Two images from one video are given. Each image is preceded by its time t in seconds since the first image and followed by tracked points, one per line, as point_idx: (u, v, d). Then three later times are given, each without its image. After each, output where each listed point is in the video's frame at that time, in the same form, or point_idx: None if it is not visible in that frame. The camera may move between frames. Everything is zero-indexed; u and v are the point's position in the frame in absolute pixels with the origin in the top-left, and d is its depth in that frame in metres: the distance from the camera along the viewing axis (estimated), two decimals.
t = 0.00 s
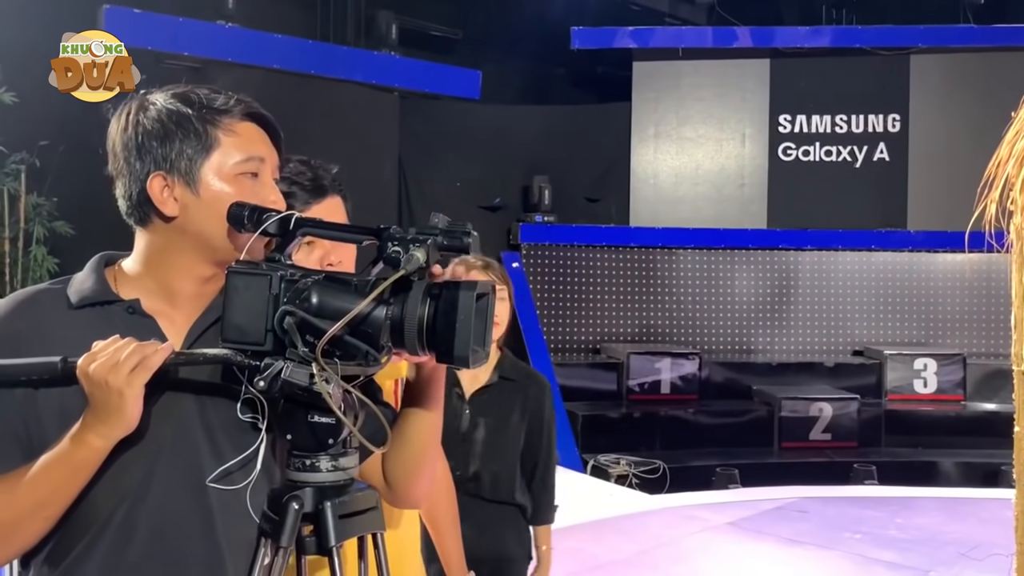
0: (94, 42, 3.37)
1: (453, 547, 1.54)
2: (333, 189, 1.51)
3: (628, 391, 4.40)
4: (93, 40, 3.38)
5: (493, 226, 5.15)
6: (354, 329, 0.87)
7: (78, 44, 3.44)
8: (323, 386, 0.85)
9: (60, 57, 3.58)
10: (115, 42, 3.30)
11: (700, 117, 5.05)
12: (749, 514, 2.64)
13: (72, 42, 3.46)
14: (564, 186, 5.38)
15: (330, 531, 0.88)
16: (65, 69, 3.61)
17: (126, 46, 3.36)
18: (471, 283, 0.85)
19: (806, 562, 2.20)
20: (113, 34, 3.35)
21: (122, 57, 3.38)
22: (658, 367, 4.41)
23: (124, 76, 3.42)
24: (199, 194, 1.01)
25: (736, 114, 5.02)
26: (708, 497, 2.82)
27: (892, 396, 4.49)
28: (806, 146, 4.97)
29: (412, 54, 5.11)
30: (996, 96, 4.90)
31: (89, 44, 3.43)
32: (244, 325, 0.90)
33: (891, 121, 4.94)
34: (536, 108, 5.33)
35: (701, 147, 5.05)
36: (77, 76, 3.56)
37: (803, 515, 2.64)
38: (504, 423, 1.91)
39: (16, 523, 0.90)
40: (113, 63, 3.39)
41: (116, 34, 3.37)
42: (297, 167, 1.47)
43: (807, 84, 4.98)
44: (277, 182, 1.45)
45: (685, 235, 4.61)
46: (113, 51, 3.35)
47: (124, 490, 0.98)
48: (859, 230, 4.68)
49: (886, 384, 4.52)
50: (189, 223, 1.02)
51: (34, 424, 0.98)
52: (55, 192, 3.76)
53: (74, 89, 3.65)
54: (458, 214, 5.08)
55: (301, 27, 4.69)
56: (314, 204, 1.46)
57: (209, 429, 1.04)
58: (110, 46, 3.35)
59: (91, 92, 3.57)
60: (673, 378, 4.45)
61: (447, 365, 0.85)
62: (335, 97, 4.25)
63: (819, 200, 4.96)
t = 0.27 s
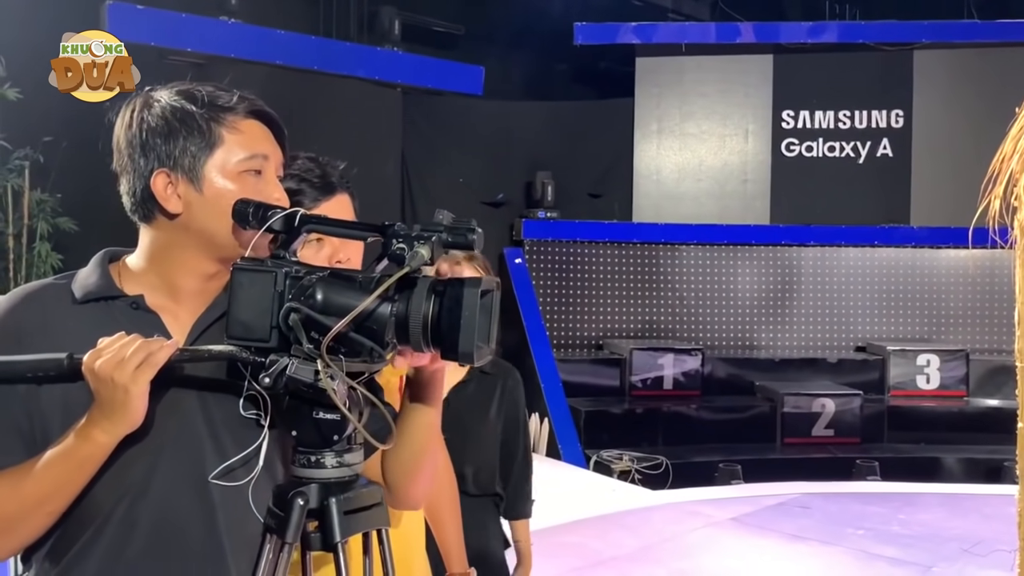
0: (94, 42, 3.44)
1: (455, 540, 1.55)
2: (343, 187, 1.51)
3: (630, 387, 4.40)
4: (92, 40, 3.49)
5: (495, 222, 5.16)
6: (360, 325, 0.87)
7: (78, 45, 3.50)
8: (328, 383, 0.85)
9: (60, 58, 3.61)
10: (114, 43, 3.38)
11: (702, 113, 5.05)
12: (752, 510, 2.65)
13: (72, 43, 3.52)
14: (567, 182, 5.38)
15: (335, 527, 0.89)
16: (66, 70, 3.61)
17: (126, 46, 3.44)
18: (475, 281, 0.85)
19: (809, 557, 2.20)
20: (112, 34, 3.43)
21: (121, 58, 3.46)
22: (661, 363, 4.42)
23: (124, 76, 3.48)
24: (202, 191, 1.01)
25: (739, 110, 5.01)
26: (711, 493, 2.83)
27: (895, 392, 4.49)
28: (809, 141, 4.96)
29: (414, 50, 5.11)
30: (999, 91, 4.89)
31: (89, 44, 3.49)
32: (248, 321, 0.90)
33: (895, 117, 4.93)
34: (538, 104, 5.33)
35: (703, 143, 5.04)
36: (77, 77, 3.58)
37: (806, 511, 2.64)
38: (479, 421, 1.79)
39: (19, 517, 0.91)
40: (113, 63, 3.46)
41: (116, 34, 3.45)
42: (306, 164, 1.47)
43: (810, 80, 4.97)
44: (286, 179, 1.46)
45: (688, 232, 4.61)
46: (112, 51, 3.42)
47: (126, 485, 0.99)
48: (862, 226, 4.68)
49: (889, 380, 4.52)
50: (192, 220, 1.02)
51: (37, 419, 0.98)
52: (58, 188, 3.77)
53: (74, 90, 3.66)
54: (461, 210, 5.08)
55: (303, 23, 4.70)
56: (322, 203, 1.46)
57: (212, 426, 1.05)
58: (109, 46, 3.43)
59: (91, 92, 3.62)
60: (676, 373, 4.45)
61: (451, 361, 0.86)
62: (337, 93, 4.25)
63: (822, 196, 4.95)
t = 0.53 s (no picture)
0: (94, 42, 3.61)
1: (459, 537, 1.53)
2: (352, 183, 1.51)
3: (632, 383, 4.42)
4: (91, 39, 3.67)
5: (498, 218, 5.16)
6: (365, 321, 0.87)
7: (78, 44, 3.65)
8: (333, 377, 0.86)
9: (60, 58, 3.68)
10: (115, 42, 3.57)
11: (705, 109, 5.05)
12: (754, 506, 2.65)
13: (71, 43, 3.66)
14: (569, 178, 5.38)
15: (340, 522, 0.89)
16: (66, 69, 3.68)
17: (125, 46, 3.57)
18: (480, 277, 0.85)
19: (811, 554, 2.20)
20: (112, 35, 3.60)
21: (122, 57, 3.54)
22: (663, 360, 4.43)
23: (123, 75, 3.56)
24: (200, 187, 1.01)
25: (741, 106, 5.01)
26: (714, 489, 2.83)
27: (897, 389, 4.49)
28: (813, 138, 4.95)
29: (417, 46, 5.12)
30: (1003, 88, 4.88)
31: (89, 45, 3.64)
32: (254, 317, 0.90)
33: (898, 113, 4.92)
34: (540, 100, 5.33)
35: (706, 139, 5.04)
36: (77, 77, 3.66)
37: (809, 508, 2.64)
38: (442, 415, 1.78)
39: (23, 511, 0.91)
40: (112, 63, 3.55)
41: (116, 35, 3.62)
42: (315, 160, 1.48)
43: (813, 76, 4.96)
44: (294, 175, 1.46)
45: (690, 227, 4.60)
46: (112, 51, 3.55)
47: (128, 481, 0.99)
48: (864, 222, 4.67)
49: (891, 377, 4.52)
50: (191, 216, 1.02)
51: (40, 414, 0.99)
52: (61, 184, 3.77)
53: (75, 90, 3.72)
54: (464, 206, 5.09)
55: (305, 20, 4.72)
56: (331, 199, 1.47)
57: (214, 422, 1.05)
58: (109, 47, 3.58)
59: (91, 93, 3.68)
60: (679, 370, 4.46)
61: (456, 357, 0.85)
62: (338, 90, 4.26)
63: (825, 192, 4.95)
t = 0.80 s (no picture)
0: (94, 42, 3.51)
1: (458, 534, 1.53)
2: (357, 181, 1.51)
3: (632, 382, 4.43)
4: (91, 40, 3.55)
5: (498, 217, 5.16)
6: (365, 320, 0.88)
7: (77, 45, 3.54)
8: (334, 376, 0.85)
9: (60, 57, 3.63)
10: (114, 43, 3.52)
11: (706, 109, 5.04)
12: (754, 505, 2.65)
13: (71, 43, 3.56)
14: (570, 177, 5.37)
15: (341, 520, 0.89)
16: (66, 69, 3.63)
17: (125, 46, 3.51)
18: (481, 275, 0.85)
19: (811, 553, 2.20)
20: (112, 35, 3.51)
21: (123, 59, 3.51)
22: (663, 359, 4.43)
23: (124, 76, 3.52)
24: (200, 183, 1.01)
25: (742, 106, 5.00)
26: (714, 488, 2.83)
27: (897, 388, 4.49)
28: (813, 137, 4.95)
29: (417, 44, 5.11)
30: (1004, 88, 4.87)
31: (89, 44, 3.56)
32: (255, 314, 0.90)
33: (899, 113, 4.92)
34: (541, 99, 5.33)
35: (707, 138, 5.04)
36: (78, 77, 3.61)
37: (808, 507, 2.65)
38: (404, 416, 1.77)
39: (23, 508, 0.91)
40: (112, 63, 3.52)
41: (115, 35, 3.53)
42: (321, 158, 1.48)
43: (815, 76, 4.96)
44: (300, 173, 1.47)
45: (690, 227, 4.60)
46: (112, 51, 3.52)
47: (125, 479, 0.99)
48: (865, 222, 4.67)
49: (891, 376, 4.52)
50: (191, 213, 1.02)
51: (39, 412, 0.99)
52: (62, 182, 3.77)
53: (75, 89, 3.68)
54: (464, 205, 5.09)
55: (306, 19, 4.71)
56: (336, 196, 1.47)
57: (213, 419, 1.05)
58: (110, 47, 3.51)
59: (91, 92, 3.64)
60: (678, 369, 4.46)
61: (457, 356, 0.85)
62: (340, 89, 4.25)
63: (826, 192, 4.95)
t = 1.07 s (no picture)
0: (94, 42, 3.53)
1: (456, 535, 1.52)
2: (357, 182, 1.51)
3: (631, 384, 4.43)
4: (91, 39, 3.58)
5: (497, 219, 5.16)
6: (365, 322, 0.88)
7: (78, 45, 3.56)
8: (335, 378, 0.86)
9: (60, 57, 3.64)
10: (115, 43, 3.54)
11: (705, 111, 5.05)
12: (753, 508, 2.65)
13: (71, 43, 3.57)
14: (569, 179, 5.38)
15: (342, 523, 0.89)
16: (66, 69, 3.64)
17: (125, 46, 3.53)
18: (482, 277, 0.85)
19: (809, 556, 2.20)
20: (112, 35, 3.54)
21: (122, 58, 3.52)
22: (663, 361, 4.43)
23: (124, 76, 3.54)
24: (200, 184, 1.02)
25: (742, 108, 5.01)
26: (713, 491, 2.83)
27: (896, 392, 4.49)
28: (813, 140, 4.95)
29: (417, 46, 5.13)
30: (1003, 90, 4.87)
31: (89, 44, 3.57)
32: (256, 316, 0.90)
33: (898, 116, 4.92)
34: (540, 100, 5.33)
35: (706, 141, 5.04)
36: (78, 77, 3.61)
37: (807, 510, 2.64)
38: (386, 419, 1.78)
39: (23, 510, 0.91)
40: (112, 63, 3.53)
41: (116, 35, 3.56)
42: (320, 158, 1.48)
43: (814, 79, 4.96)
44: (300, 174, 1.47)
45: (690, 229, 4.60)
46: (112, 51, 3.53)
47: (123, 481, 0.99)
48: (863, 225, 4.67)
49: (890, 379, 4.52)
50: (190, 214, 1.02)
51: (37, 413, 0.99)
52: (62, 182, 3.78)
53: (75, 89, 3.69)
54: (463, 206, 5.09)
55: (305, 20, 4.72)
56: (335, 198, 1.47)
57: (211, 421, 1.05)
58: (109, 46, 3.53)
59: (91, 92, 3.65)
60: (678, 371, 4.45)
61: (457, 357, 0.86)
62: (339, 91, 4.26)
63: (825, 195, 4.95)
